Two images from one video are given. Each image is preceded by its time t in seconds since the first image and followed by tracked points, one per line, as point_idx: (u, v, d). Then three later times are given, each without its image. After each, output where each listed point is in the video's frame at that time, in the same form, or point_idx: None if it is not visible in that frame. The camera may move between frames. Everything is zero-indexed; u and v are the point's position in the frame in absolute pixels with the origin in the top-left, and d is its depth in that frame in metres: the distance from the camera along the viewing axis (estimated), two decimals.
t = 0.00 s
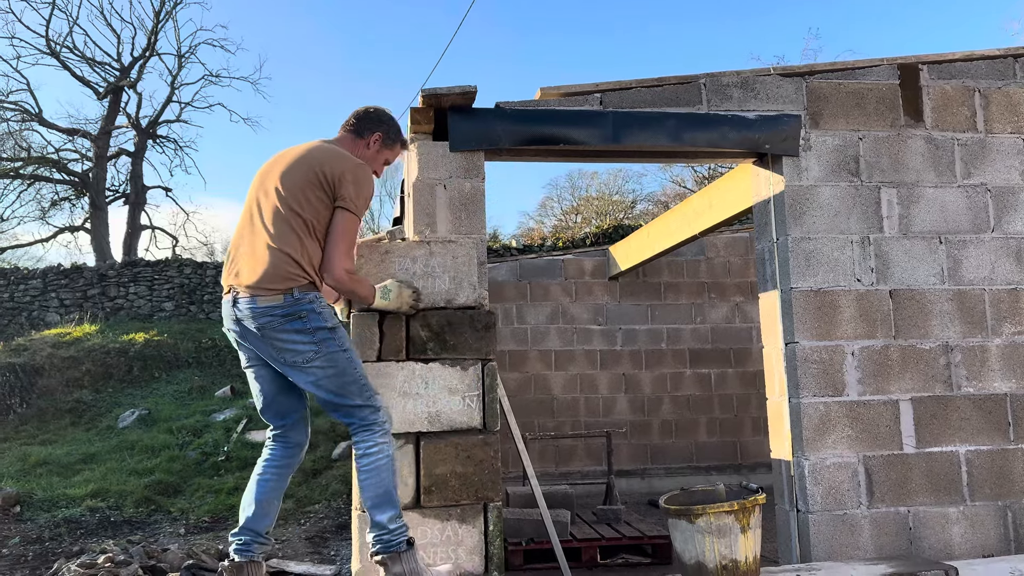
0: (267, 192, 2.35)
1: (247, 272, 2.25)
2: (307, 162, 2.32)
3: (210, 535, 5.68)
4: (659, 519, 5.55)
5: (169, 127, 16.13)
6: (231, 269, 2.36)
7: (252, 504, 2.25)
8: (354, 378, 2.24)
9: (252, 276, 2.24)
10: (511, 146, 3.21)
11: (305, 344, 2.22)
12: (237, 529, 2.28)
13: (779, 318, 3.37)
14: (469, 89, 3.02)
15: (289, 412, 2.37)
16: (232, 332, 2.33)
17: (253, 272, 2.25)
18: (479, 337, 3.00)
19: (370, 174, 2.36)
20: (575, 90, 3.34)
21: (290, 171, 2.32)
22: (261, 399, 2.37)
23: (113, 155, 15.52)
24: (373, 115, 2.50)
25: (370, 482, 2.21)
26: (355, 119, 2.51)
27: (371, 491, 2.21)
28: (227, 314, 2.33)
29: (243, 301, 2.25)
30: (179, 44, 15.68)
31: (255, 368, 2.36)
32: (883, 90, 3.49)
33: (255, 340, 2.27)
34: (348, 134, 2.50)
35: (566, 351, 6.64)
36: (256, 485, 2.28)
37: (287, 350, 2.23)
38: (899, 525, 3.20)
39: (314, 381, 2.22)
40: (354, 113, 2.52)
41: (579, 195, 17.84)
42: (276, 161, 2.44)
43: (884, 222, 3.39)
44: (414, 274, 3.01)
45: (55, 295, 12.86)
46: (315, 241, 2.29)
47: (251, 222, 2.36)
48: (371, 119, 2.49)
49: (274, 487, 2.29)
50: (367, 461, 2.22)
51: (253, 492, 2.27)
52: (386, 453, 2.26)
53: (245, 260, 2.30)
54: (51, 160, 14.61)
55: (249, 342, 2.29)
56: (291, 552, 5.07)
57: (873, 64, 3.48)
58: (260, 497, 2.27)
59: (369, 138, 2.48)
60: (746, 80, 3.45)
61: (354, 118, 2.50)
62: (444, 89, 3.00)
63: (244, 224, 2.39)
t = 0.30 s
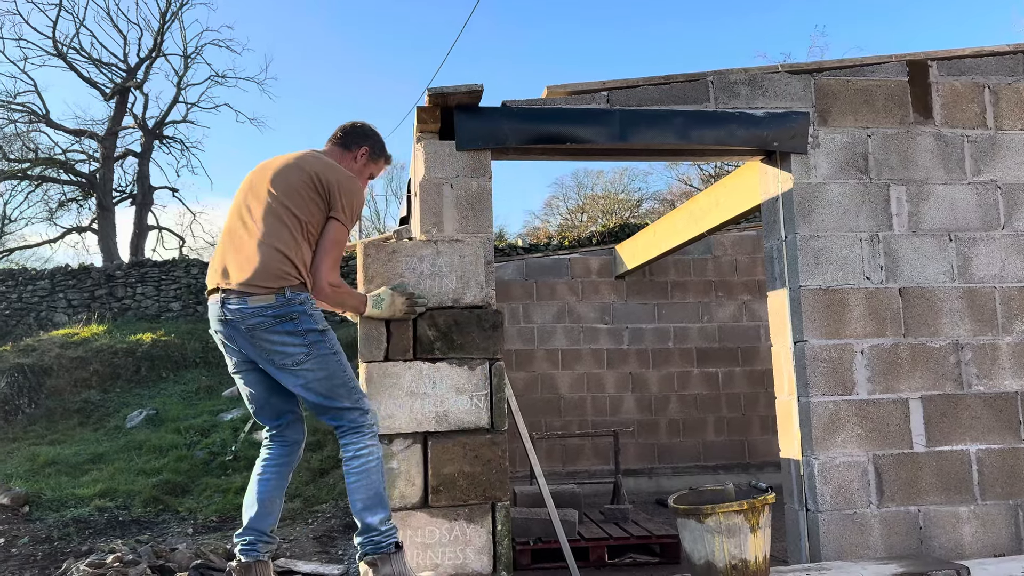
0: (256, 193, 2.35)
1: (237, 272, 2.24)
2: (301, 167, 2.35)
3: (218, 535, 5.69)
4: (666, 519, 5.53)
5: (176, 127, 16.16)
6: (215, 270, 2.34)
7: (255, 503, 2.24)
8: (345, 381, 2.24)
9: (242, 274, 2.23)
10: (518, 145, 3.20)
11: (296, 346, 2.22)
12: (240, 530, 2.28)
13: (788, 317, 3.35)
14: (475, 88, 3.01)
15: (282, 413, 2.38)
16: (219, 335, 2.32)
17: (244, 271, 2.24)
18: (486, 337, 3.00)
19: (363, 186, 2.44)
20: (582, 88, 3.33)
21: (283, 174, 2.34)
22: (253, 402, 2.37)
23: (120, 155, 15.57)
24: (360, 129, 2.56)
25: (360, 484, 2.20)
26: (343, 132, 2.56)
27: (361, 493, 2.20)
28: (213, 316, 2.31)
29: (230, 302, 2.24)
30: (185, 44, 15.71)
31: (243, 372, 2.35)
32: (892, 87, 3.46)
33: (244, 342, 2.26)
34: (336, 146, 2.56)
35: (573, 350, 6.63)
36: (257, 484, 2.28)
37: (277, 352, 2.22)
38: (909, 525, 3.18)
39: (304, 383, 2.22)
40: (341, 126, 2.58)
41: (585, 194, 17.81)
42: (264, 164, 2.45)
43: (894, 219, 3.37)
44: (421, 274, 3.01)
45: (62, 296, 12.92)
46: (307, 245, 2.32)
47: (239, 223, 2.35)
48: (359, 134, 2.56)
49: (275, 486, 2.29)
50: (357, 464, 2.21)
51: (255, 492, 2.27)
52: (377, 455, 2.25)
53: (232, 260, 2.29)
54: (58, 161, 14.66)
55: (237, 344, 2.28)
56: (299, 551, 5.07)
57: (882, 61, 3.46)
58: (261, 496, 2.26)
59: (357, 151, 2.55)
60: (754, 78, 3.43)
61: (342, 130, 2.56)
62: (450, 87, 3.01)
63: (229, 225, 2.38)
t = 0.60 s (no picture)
0: (266, 196, 2.35)
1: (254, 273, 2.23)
2: (312, 172, 2.37)
3: (227, 534, 5.71)
4: (675, 519, 5.51)
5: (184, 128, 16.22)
6: (225, 274, 2.31)
7: (265, 501, 2.24)
8: (360, 382, 2.24)
9: (259, 276, 2.22)
10: (526, 144, 3.19)
11: (313, 347, 2.22)
12: (249, 530, 2.27)
13: (798, 316, 3.33)
14: (483, 87, 3.00)
15: (293, 415, 2.38)
16: (232, 338, 2.30)
17: (260, 273, 2.23)
18: (494, 336, 2.99)
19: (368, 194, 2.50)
20: (590, 87, 3.32)
21: (293, 178, 2.35)
22: (263, 404, 2.37)
23: (129, 155, 15.64)
24: (357, 141, 2.61)
25: (371, 483, 2.18)
26: (340, 143, 2.60)
27: (372, 491, 2.19)
28: (226, 319, 2.29)
29: (246, 303, 2.23)
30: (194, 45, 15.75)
31: (255, 374, 2.34)
32: (902, 84, 3.44)
33: (260, 343, 2.25)
34: (334, 156, 2.59)
35: (581, 349, 6.61)
36: (266, 484, 2.29)
37: (294, 354, 2.22)
38: (921, 525, 3.15)
39: (320, 384, 2.21)
40: (338, 138, 2.61)
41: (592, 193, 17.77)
42: (269, 171, 2.45)
43: (905, 217, 3.34)
44: (429, 274, 3.01)
45: (72, 296, 12.99)
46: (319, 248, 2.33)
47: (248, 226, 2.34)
48: (356, 145, 2.61)
49: (285, 485, 2.29)
50: (368, 462, 2.20)
51: (264, 491, 2.27)
52: (388, 455, 2.24)
53: (245, 262, 2.27)
54: (68, 162, 14.74)
55: (253, 346, 2.27)
56: (307, 550, 5.08)
57: (892, 58, 3.44)
58: (271, 496, 2.26)
59: (356, 162, 2.59)
60: (764, 76, 3.41)
61: (339, 142, 2.60)
62: (458, 86, 2.98)
63: (238, 229, 2.36)
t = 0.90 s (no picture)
0: (273, 193, 2.35)
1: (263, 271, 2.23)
2: (318, 167, 2.37)
3: (236, 533, 5.72)
4: (684, 519, 5.50)
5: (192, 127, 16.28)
6: (233, 272, 2.31)
7: (273, 501, 2.24)
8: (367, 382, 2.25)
9: (269, 273, 2.22)
10: (534, 143, 3.19)
11: (322, 346, 2.22)
12: (256, 530, 2.28)
13: (807, 316, 3.32)
14: (491, 86, 2.99)
15: (301, 413, 2.38)
16: (241, 335, 2.30)
17: (269, 270, 2.22)
18: (502, 336, 2.99)
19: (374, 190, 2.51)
20: (598, 85, 3.31)
21: (300, 173, 2.35)
22: (270, 402, 2.37)
23: (137, 155, 15.71)
24: (359, 138, 2.61)
25: (378, 483, 2.18)
26: (342, 141, 2.60)
27: (380, 491, 2.19)
28: (235, 317, 2.29)
29: (255, 301, 2.22)
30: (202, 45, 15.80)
31: (263, 372, 2.34)
32: (913, 82, 3.41)
33: (269, 341, 2.25)
34: (338, 154, 2.59)
35: (589, 349, 6.60)
36: (273, 484, 2.28)
37: (303, 352, 2.22)
38: (931, 526, 3.13)
39: (328, 384, 2.21)
40: (341, 135, 2.61)
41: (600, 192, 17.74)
42: (274, 168, 2.44)
43: (915, 217, 3.32)
44: (437, 273, 3.00)
45: (82, 295, 13.06)
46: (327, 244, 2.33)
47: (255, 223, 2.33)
48: (359, 142, 2.61)
49: (292, 485, 2.29)
50: (376, 463, 2.20)
51: (271, 491, 2.27)
52: (395, 455, 2.25)
53: (253, 259, 2.27)
54: (77, 161, 14.81)
55: (262, 344, 2.27)
56: (316, 549, 5.09)
57: (903, 56, 3.41)
58: (278, 496, 2.26)
59: (359, 159, 2.59)
60: (773, 74, 3.40)
61: (342, 139, 2.60)
62: (466, 85, 2.98)
63: (245, 227, 2.36)
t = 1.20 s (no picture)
0: (285, 193, 2.36)
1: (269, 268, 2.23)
2: (331, 171, 2.38)
3: (243, 531, 5.73)
4: (691, 519, 5.48)
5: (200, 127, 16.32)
6: (241, 269, 2.32)
7: (282, 500, 2.25)
8: (372, 381, 2.24)
9: (275, 270, 2.22)
10: (543, 142, 3.18)
11: (327, 345, 2.22)
12: (267, 529, 2.28)
13: (818, 316, 3.30)
14: (500, 85, 2.99)
15: (309, 412, 2.38)
16: (247, 334, 2.30)
17: (275, 267, 2.23)
18: (511, 335, 2.98)
19: (387, 196, 2.51)
20: (606, 84, 3.30)
21: (313, 175, 2.35)
22: (279, 402, 2.37)
23: (145, 154, 15.77)
24: (375, 149, 2.62)
25: (386, 483, 2.18)
26: (359, 150, 2.61)
27: (388, 491, 2.18)
28: (241, 315, 2.29)
29: (261, 299, 2.23)
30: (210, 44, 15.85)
31: (269, 371, 2.34)
32: (924, 81, 3.39)
33: (275, 340, 2.25)
34: (353, 162, 2.60)
35: (595, 348, 6.59)
36: (283, 483, 2.29)
37: (308, 351, 2.22)
38: (942, 527, 3.11)
39: (332, 382, 2.21)
40: (357, 145, 2.63)
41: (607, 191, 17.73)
42: (289, 169, 2.45)
43: (926, 216, 3.30)
44: (445, 272, 3.00)
45: (89, 294, 13.12)
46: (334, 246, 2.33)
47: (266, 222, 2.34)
48: (375, 152, 2.62)
49: (301, 484, 2.29)
50: (383, 462, 2.20)
51: (282, 490, 2.27)
52: (402, 454, 2.24)
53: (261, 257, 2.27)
54: (85, 161, 14.88)
55: (267, 343, 2.27)
56: (323, 548, 5.09)
57: (914, 55, 3.39)
58: (288, 495, 2.27)
59: (375, 169, 2.60)
60: (783, 72, 3.38)
61: (358, 148, 2.62)
62: (474, 84, 2.97)
63: (256, 225, 2.37)
